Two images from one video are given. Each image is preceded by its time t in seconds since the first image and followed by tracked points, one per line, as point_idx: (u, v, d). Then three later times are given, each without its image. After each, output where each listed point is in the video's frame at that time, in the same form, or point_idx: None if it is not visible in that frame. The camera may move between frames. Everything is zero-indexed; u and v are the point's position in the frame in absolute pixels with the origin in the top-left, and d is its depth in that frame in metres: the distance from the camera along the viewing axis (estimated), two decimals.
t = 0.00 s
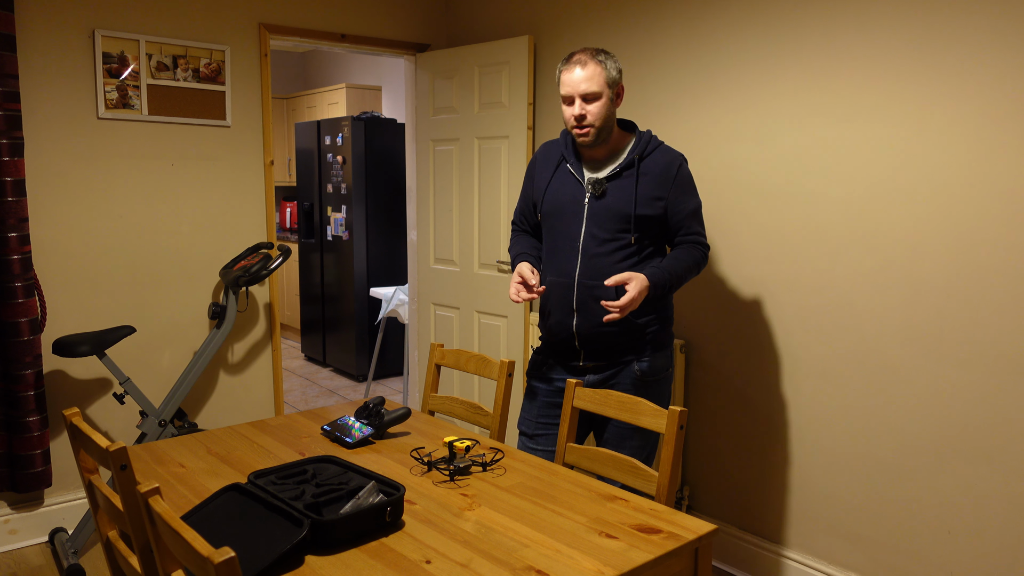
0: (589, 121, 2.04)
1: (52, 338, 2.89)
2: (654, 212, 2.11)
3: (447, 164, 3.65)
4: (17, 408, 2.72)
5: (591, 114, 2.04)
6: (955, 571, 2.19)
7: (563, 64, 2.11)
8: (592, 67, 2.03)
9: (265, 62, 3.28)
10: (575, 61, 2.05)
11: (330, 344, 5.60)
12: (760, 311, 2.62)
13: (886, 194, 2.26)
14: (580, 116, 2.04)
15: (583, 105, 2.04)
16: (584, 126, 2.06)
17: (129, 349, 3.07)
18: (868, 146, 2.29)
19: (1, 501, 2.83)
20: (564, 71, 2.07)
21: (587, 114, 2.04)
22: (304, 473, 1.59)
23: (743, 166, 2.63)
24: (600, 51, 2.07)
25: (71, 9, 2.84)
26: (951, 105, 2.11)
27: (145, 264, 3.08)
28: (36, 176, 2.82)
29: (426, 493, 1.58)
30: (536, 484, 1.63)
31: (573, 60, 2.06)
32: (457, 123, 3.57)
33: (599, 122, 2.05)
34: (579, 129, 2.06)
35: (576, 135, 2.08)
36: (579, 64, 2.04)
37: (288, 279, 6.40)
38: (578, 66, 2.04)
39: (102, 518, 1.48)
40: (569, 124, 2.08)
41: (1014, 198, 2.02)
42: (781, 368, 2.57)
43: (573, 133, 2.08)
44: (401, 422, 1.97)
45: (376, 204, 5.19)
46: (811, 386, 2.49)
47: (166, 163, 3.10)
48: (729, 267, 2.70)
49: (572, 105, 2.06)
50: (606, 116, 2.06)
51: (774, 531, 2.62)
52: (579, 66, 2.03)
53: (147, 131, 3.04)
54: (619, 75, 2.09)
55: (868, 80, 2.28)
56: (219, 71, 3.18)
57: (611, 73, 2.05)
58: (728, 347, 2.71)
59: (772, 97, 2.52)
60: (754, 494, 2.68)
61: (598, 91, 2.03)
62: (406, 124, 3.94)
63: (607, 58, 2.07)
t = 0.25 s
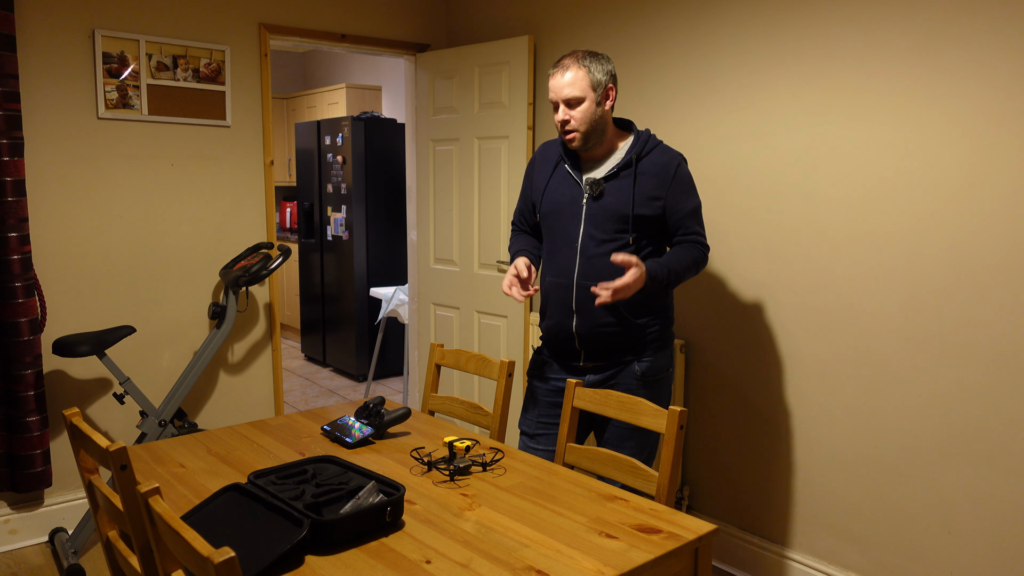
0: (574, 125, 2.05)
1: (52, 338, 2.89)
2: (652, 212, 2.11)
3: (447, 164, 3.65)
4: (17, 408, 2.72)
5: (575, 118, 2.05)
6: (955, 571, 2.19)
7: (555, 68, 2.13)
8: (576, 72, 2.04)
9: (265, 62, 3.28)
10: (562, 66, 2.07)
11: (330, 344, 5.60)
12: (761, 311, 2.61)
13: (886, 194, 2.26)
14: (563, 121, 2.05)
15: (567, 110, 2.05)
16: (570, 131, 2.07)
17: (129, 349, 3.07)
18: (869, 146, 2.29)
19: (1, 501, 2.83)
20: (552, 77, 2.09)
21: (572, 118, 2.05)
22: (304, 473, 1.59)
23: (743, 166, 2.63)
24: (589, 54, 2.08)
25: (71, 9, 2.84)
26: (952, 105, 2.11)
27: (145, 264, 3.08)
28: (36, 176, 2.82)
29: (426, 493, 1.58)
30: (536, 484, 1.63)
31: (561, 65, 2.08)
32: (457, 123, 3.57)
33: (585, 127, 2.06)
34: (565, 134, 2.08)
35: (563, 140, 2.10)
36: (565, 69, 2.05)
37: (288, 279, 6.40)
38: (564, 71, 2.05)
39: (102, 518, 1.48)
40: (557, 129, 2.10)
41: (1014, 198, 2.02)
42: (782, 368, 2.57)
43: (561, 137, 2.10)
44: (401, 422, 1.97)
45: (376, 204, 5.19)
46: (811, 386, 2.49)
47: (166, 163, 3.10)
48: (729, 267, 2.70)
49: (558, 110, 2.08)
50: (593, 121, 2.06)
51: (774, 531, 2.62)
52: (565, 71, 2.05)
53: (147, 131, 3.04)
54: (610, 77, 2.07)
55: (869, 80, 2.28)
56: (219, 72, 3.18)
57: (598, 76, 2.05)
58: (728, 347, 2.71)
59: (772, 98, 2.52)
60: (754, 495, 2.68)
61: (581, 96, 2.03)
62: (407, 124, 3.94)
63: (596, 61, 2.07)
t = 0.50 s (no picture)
0: (571, 128, 2.05)
1: (52, 338, 2.89)
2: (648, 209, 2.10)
3: (446, 164, 3.65)
4: (17, 408, 2.72)
5: (572, 121, 2.05)
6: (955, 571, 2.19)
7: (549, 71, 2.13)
8: (570, 74, 2.03)
9: (265, 62, 3.27)
10: (556, 69, 2.07)
11: (330, 344, 5.60)
12: (761, 311, 2.61)
13: (886, 194, 2.26)
14: (561, 124, 2.05)
15: (564, 112, 2.05)
16: (568, 133, 2.07)
17: (129, 349, 3.07)
18: (869, 146, 2.29)
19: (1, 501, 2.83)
20: (546, 80, 2.09)
21: (569, 121, 2.05)
22: (304, 473, 1.59)
23: (743, 166, 2.63)
24: (583, 55, 2.07)
25: (71, 9, 2.84)
26: (952, 106, 2.11)
27: (145, 265, 3.07)
28: (36, 176, 2.82)
29: (426, 493, 1.58)
30: (536, 485, 1.63)
31: (555, 67, 2.08)
32: (457, 123, 3.57)
33: (582, 129, 2.06)
34: (563, 136, 2.08)
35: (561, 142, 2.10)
36: (559, 72, 2.05)
37: (288, 279, 6.40)
38: (558, 74, 2.05)
39: (102, 518, 1.48)
40: (554, 132, 2.10)
41: (1014, 198, 2.01)
42: (782, 368, 2.57)
43: (559, 140, 2.10)
44: (401, 422, 1.97)
45: (376, 204, 5.19)
46: (811, 386, 2.49)
47: (166, 163, 3.10)
48: (729, 266, 2.70)
49: (554, 114, 2.08)
50: (589, 121, 2.06)
51: (774, 531, 2.62)
52: (559, 73, 2.05)
53: (147, 131, 3.04)
54: (605, 77, 2.07)
55: (869, 80, 2.28)
56: (219, 72, 3.17)
57: (593, 77, 2.05)
58: (729, 347, 2.71)
59: (772, 98, 2.52)
60: (755, 495, 2.68)
61: (577, 97, 2.03)
62: (406, 124, 3.94)
63: (590, 61, 2.06)
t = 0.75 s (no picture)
0: (572, 128, 2.05)
1: (52, 338, 2.89)
2: (647, 209, 2.09)
3: (446, 164, 3.65)
4: (17, 408, 2.72)
5: (573, 121, 2.04)
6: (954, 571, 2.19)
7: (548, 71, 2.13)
8: (571, 74, 2.04)
9: (265, 62, 3.27)
10: (556, 69, 2.07)
11: (330, 344, 5.60)
12: (761, 311, 2.61)
13: (886, 194, 2.26)
14: (562, 124, 2.05)
15: (565, 113, 2.05)
16: (569, 134, 2.07)
17: (129, 349, 3.07)
18: (869, 147, 2.29)
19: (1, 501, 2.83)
20: (546, 81, 2.08)
21: (570, 121, 2.05)
22: (304, 473, 1.59)
23: (743, 166, 2.63)
24: (583, 55, 2.07)
25: (71, 9, 2.84)
26: (951, 106, 2.11)
27: (145, 265, 3.07)
28: (36, 176, 2.82)
29: (426, 493, 1.58)
30: (536, 485, 1.63)
31: (555, 67, 2.08)
32: (456, 123, 3.57)
33: (583, 129, 2.06)
34: (564, 137, 2.07)
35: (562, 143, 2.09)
36: (560, 72, 2.05)
37: (288, 279, 6.40)
38: (559, 74, 2.05)
39: (102, 518, 1.48)
40: (555, 133, 2.09)
41: (1014, 198, 2.01)
42: (782, 368, 2.56)
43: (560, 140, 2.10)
44: (401, 422, 1.97)
45: (376, 204, 5.19)
46: (811, 386, 2.49)
47: (166, 163, 3.10)
48: (729, 267, 2.70)
49: (555, 114, 2.07)
50: (590, 122, 2.06)
51: (774, 531, 2.63)
52: (559, 74, 2.05)
53: (147, 131, 3.04)
54: (605, 78, 2.07)
55: (868, 80, 2.28)
56: (219, 72, 3.17)
57: (594, 77, 2.05)
58: (728, 347, 2.71)
59: (772, 98, 2.52)
60: (754, 495, 2.68)
61: (578, 97, 2.03)
62: (406, 124, 3.94)
63: (590, 62, 2.07)
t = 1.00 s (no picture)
0: (573, 130, 2.05)
1: (51, 338, 2.89)
2: (647, 210, 2.09)
3: (446, 164, 3.65)
4: (17, 409, 2.72)
5: (574, 123, 2.05)
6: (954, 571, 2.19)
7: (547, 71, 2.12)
8: (572, 76, 2.03)
9: (265, 62, 3.27)
10: (556, 70, 2.06)
11: (330, 344, 5.60)
12: (761, 311, 2.61)
13: (886, 194, 2.26)
14: (563, 126, 2.05)
15: (566, 114, 2.05)
16: (570, 136, 2.07)
17: (129, 349, 3.06)
18: (869, 147, 2.29)
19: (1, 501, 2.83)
20: (546, 82, 2.08)
21: (571, 123, 2.05)
22: (304, 473, 1.59)
23: (743, 166, 2.63)
24: (582, 56, 2.07)
25: (71, 9, 2.84)
26: (952, 106, 2.11)
27: (145, 265, 3.07)
28: (36, 176, 2.82)
29: (426, 493, 1.58)
30: (536, 485, 1.63)
31: (555, 69, 2.07)
32: (456, 123, 3.57)
33: (584, 130, 2.06)
34: (565, 138, 2.08)
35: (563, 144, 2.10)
36: (560, 74, 2.04)
37: (288, 279, 6.40)
38: (559, 76, 2.05)
39: (102, 518, 1.48)
40: (555, 134, 2.09)
41: (1014, 199, 2.01)
42: (782, 368, 2.56)
43: (560, 141, 2.10)
44: (401, 422, 1.97)
45: (376, 204, 5.19)
46: (811, 386, 2.49)
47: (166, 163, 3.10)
48: (729, 266, 2.70)
49: (555, 116, 2.07)
50: (591, 124, 2.06)
51: (774, 531, 2.62)
52: (560, 76, 2.04)
53: (147, 131, 3.04)
54: (605, 78, 2.07)
55: (869, 80, 2.28)
56: (219, 72, 3.17)
57: (594, 78, 2.05)
58: (729, 347, 2.71)
59: (772, 98, 2.52)
60: (755, 495, 2.68)
61: (579, 99, 2.02)
62: (407, 124, 3.94)
63: (590, 62, 2.06)
